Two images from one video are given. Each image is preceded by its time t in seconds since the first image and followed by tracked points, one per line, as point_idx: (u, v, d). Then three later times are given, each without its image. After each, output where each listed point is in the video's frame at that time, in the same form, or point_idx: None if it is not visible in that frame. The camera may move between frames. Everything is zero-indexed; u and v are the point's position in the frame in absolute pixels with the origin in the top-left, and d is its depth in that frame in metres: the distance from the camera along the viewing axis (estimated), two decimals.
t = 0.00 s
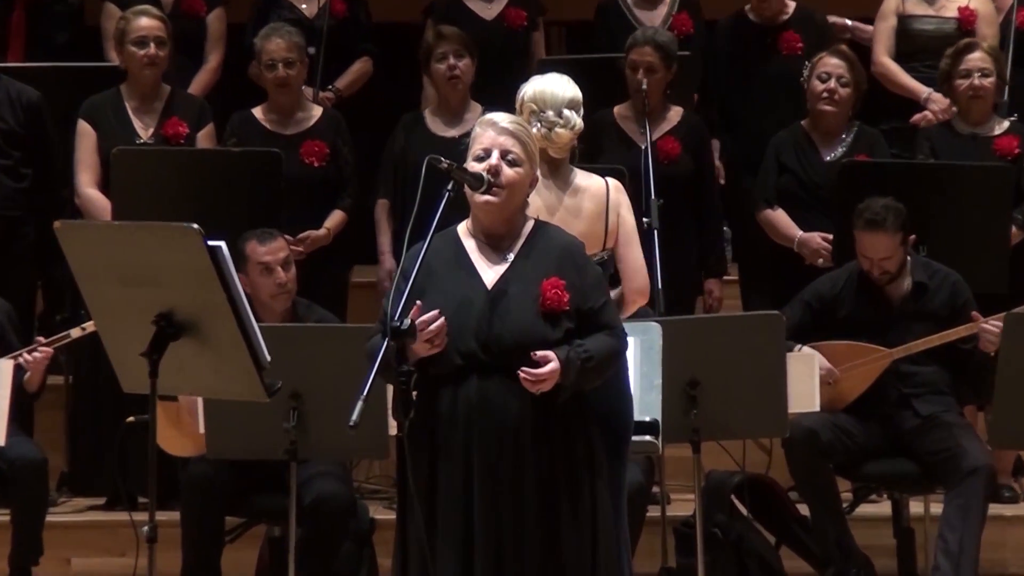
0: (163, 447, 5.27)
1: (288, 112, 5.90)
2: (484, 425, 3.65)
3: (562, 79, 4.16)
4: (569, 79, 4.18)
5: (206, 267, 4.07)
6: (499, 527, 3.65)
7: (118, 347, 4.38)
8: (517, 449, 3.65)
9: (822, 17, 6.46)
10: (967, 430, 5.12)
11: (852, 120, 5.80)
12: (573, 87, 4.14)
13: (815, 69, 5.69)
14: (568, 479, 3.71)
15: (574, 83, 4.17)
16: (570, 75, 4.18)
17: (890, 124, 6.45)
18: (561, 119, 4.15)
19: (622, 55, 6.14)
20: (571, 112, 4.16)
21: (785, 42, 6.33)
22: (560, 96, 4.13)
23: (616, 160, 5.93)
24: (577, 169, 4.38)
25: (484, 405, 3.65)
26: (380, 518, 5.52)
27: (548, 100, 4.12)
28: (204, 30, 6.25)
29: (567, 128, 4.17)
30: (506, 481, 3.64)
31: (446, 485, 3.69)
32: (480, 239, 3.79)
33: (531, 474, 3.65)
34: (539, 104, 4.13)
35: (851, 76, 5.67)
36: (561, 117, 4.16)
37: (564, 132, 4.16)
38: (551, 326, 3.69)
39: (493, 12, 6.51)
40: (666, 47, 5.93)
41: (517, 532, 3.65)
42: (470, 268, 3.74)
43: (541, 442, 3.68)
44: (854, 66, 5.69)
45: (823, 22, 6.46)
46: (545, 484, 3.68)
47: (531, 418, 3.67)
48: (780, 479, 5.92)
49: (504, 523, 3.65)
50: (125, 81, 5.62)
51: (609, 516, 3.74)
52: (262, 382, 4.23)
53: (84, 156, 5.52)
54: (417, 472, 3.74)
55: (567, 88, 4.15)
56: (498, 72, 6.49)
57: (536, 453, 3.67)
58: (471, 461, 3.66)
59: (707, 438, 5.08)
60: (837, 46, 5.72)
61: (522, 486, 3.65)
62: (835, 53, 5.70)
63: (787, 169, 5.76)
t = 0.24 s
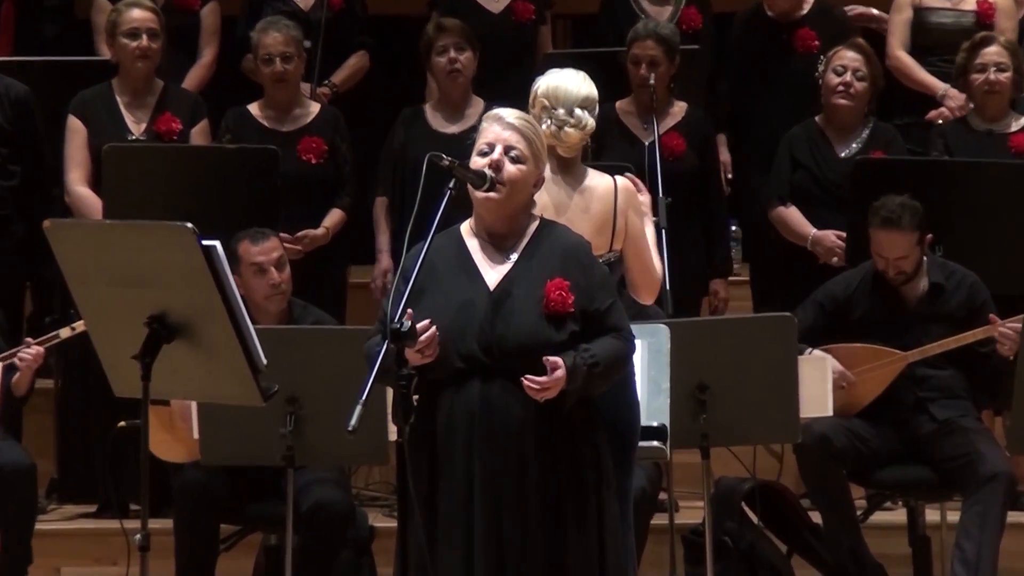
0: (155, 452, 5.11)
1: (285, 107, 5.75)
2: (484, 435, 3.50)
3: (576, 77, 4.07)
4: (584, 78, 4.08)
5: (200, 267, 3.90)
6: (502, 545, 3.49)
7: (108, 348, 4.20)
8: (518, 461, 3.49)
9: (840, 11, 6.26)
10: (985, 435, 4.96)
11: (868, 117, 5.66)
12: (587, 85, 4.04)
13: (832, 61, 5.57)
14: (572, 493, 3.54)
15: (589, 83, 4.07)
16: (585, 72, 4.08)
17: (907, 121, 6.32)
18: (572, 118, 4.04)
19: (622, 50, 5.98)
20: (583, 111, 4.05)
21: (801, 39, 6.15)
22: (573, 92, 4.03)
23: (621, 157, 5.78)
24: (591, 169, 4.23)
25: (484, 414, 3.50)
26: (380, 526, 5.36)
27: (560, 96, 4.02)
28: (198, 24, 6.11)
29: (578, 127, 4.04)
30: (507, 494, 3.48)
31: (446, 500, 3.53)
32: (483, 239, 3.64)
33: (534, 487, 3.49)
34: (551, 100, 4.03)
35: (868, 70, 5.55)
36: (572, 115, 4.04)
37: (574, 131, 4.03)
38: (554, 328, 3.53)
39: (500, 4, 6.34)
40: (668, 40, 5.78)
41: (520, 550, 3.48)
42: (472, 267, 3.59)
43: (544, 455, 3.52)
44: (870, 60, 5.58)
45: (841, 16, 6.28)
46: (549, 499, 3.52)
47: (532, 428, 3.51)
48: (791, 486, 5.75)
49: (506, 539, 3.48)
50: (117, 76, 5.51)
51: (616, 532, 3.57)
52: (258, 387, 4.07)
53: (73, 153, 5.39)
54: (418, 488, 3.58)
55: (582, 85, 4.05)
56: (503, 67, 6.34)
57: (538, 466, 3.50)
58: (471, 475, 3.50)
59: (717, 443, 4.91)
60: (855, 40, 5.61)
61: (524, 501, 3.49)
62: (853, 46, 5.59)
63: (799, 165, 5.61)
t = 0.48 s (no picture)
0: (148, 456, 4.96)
1: (280, 102, 5.59)
2: (487, 440, 3.37)
3: (595, 73, 3.88)
4: (603, 74, 3.90)
5: (193, 267, 3.74)
6: (502, 555, 3.36)
7: (100, 351, 4.04)
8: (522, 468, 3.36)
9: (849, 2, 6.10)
10: (1003, 439, 4.81)
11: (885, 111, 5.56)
12: (605, 82, 3.86)
13: (849, 53, 5.48)
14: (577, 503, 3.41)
15: (607, 79, 3.89)
16: (604, 68, 3.89)
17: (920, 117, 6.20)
18: (586, 115, 3.85)
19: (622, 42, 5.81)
20: (599, 109, 3.86)
21: (809, 32, 5.99)
22: (589, 88, 3.84)
23: (630, 152, 5.60)
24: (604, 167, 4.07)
25: (487, 419, 3.37)
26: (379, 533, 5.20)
27: (576, 91, 3.83)
28: (191, 17, 5.96)
29: (592, 126, 3.85)
30: (509, 503, 3.36)
31: (446, 508, 3.40)
32: (485, 237, 3.50)
33: (537, 497, 3.36)
34: (566, 95, 3.85)
35: (886, 63, 5.45)
36: (587, 112, 3.86)
37: (587, 129, 3.85)
38: (555, 330, 3.37)
39: None
40: (671, 31, 5.66)
41: (521, 562, 3.35)
42: (474, 267, 3.45)
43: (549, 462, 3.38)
44: (888, 52, 5.48)
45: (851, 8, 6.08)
46: (551, 508, 3.38)
47: (537, 434, 3.38)
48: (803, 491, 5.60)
49: (507, 550, 3.36)
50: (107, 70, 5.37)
51: (620, 543, 3.45)
52: (254, 390, 3.90)
53: (62, 149, 5.25)
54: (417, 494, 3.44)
55: (599, 82, 3.87)
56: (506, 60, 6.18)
57: (542, 474, 3.37)
58: (471, 482, 3.37)
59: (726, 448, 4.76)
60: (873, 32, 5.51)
61: (527, 511, 3.35)
62: (870, 38, 5.49)
63: (814, 161, 5.52)
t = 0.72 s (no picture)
0: (140, 462, 4.76)
1: (276, 96, 5.45)
2: (488, 446, 3.22)
3: (611, 72, 3.77)
4: (620, 75, 3.79)
5: (187, 266, 3.57)
6: (500, 568, 3.21)
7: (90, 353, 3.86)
8: (523, 478, 3.21)
9: None
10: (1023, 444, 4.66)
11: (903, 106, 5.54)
12: (621, 82, 3.75)
13: (865, 47, 5.46)
14: (580, 516, 3.25)
15: (623, 82, 3.77)
16: (620, 68, 3.79)
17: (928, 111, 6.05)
18: (597, 113, 3.71)
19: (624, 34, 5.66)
20: (611, 109, 3.73)
21: (805, 21, 5.86)
22: (604, 87, 3.73)
23: (640, 148, 5.43)
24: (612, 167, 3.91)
25: (489, 424, 3.22)
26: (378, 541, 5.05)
27: (590, 87, 3.72)
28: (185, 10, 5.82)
29: (602, 125, 3.71)
30: (509, 512, 3.21)
31: (443, 517, 3.25)
32: (488, 236, 3.34)
33: (538, 507, 3.20)
34: (579, 91, 3.73)
35: (903, 56, 5.43)
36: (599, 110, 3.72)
37: (597, 128, 3.70)
38: (556, 331, 3.22)
39: None
40: (672, 23, 5.52)
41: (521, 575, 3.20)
42: (474, 266, 3.30)
43: (552, 472, 3.23)
44: (905, 45, 5.45)
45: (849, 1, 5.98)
46: (552, 520, 3.23)
47: (540, 441, 3.23)
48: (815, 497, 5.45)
49: (507, 559, 3.20)
50: (98, 63, 5.26)
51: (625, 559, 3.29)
52: (249, 394, 3.73)
53: (51, 145, 5.12)
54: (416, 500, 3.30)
55: (614, 80, 3.76)
56: (507, 54, 6.03)
57: (544, 483, 3.22)
58: (470, 490, 3.22)
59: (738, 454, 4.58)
60: (889, 25, 5.49)
61: (527, 517, 3.21)
62: (887, 31, 5.47)
63: (829, 157, 5.48)
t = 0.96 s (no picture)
0: (128, 468, 4.60)
1: (267, 90, 5.32)
2: (490, 449, 3.15)
3: (598, 63, 3.59)
4: (608, 66, 3.60)
5: (176, 266, 3.41)
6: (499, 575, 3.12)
7: (76, 357, 3.68)
8: (525, 483, 3.12)
9: None
10: None
11: (915, 101, 5.42)
12: (608, 76, 3.57)
13: (876, 39, 5.34)
14: (584, 523, 3.16)
15: (612, 74, 3.59)
16: (610, 60, 3.61)
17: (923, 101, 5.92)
18: (583, 109, 3.55)
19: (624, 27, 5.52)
20: (598, 103, 3.56)
21: (799, 13, 5.67)
22: (591, 80, 3.56)
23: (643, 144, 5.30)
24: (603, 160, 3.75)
25: (491, 426, 3.15)
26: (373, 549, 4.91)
27: (576, 82, 3.55)
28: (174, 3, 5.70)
29: (588, 121, 3.56)
30: (510, 514, 3.12)
31: (442, 521, 3.17)
32: (491, 230, 3.26)
33: (539, 510, 3.12)
34: (565, 85, 3.56)
35: (915, 49, 5.32)
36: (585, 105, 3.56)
37: (583, 125, 3.56)
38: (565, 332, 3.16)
39: None
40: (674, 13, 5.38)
41: None
42: (477, 261, 3.22)
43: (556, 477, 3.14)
44: (917, 37, 5.34)
45: None
46: (553, 527, 3.14)
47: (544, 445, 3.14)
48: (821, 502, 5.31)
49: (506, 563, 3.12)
50: (83, 57, 5.14)
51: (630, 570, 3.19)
52: (240, 398, 3.57)
53: (35, 140, 5.01)
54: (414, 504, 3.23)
55: (602, 73, 3.58)
56: (505, 48, 5.90)
57: (546, 485, 3.13)
58: (470, 492, 3.15)
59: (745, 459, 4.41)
60: (901, 17, 5.38)
61: (527, 521, 3.12)
62: (898, 23, 5.36)
63: (841, 154, 5.37)
